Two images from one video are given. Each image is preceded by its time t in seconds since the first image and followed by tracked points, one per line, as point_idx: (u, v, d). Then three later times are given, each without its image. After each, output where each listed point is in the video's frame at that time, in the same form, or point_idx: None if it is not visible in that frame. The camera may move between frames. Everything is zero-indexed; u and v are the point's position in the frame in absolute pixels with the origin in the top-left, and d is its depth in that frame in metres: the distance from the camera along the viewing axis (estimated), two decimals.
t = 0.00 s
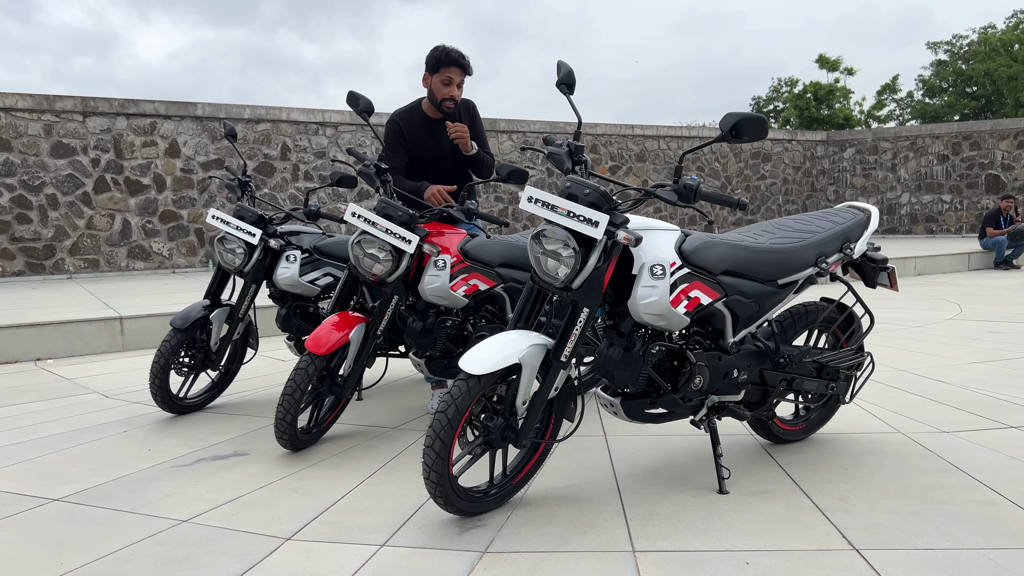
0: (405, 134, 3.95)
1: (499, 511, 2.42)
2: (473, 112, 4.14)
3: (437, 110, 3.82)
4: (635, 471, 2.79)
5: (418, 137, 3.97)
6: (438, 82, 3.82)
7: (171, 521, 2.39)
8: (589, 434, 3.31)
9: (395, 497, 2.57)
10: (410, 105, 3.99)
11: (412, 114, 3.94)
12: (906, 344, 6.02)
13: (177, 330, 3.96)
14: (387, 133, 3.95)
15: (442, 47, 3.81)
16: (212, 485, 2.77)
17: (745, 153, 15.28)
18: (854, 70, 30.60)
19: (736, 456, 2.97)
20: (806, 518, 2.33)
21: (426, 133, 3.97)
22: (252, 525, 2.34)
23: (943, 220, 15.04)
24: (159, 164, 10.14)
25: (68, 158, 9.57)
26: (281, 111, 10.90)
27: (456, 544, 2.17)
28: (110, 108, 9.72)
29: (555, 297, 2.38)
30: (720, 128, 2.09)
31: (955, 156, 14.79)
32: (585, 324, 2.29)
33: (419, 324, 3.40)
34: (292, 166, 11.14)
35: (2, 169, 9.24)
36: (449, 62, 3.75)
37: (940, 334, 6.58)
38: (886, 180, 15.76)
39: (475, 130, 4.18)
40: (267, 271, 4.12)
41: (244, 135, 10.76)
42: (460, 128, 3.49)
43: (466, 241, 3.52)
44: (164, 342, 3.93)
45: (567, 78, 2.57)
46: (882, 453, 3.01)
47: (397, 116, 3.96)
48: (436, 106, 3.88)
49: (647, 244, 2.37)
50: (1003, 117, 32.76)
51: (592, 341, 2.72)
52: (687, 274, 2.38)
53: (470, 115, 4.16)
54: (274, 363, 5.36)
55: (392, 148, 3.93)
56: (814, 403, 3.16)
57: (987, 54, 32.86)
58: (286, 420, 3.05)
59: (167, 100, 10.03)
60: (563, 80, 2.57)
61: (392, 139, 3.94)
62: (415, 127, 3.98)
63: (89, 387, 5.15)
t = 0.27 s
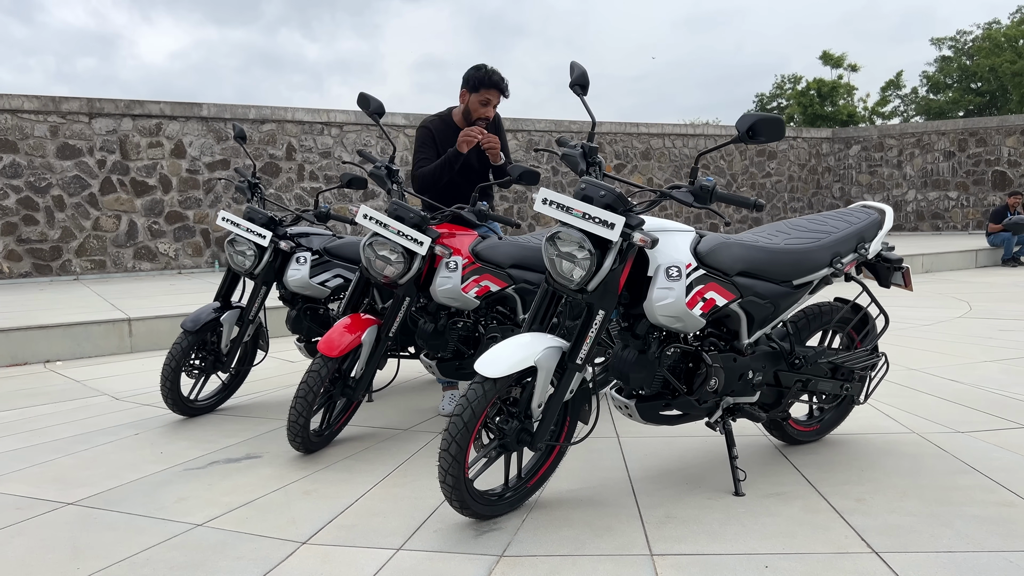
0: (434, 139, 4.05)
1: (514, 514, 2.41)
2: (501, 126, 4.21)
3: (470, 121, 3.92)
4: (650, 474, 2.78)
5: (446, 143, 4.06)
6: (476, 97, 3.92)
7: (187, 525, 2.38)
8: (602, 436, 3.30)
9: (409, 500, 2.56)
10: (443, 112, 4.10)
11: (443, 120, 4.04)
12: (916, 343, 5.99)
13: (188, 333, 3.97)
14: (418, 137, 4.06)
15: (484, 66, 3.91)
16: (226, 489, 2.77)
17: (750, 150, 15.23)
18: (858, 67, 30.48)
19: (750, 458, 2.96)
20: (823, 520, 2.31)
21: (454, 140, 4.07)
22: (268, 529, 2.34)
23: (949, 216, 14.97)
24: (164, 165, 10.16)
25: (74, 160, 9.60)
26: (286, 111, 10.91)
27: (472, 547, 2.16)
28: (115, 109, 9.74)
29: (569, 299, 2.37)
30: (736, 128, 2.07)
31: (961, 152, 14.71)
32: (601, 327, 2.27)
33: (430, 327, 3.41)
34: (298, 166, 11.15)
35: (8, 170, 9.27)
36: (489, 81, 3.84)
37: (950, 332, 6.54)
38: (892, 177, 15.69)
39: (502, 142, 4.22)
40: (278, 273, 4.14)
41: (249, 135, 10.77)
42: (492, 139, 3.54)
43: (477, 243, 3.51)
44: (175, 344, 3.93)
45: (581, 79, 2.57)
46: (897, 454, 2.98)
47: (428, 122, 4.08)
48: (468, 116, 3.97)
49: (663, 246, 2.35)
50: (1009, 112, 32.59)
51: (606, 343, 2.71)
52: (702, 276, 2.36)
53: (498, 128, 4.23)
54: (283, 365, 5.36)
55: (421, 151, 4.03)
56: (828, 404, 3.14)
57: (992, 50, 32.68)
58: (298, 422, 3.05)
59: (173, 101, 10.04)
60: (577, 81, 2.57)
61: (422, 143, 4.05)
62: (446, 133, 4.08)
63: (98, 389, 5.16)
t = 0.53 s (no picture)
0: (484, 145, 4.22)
1: (532, 518, 2.41)
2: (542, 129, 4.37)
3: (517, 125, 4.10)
4: (666, 477, 2.77)
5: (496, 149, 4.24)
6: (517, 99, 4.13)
7: (203, 529, 2.38)
8: (617, 438, 3.29)
9: (426, 503, 2.56)
10: (491, 119, 4.30)
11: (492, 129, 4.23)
12: (929, 342, 5.94)
13: (202, 335, 3.98)
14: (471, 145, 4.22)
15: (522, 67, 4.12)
16: (241, 492, 2.76)
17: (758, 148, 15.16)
18: (865, 63, 30.30)
19: (767, 460, 2.94)
20: (844, 523, 2.28)
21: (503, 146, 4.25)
22: (285, 533, 2.34)
23: (959, 213, 14.85)
24: (173, 165, 10.20)
25: (83, 160, 9.65)
26: (294, 111, 10.93)
27: (491, 551, 2.15)
28: (124, 110, 9.78)
29: (586, 302, 2.36)
30: (756, 129, 2.06)
31: (971, 149, 14.58)
32: (618, 330, 2.26)
33: (444, 328, 3.40)
34: (306, 166, 11.18)
35: (18, 171, 9.32)
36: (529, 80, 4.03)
37: (963, 331, 6.49)
38: (901, 174, 15.57)
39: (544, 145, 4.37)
40: (290, 274, 4.15)
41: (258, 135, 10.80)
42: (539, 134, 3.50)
43: (491, 244, 3.50)
44: (188, 346, 3.94)
45: (597, 80, 2.55)
46: (916, 454, 2.95)
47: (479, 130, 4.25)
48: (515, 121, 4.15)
49: (681, 247, 2.33)
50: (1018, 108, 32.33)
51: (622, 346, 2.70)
52: (720, 277, 2.35)
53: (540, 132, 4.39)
54: (294, 366, 5.37)
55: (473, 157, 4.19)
56: (845, 405, 3.12)
57: (1000, 45, 32.42)
58: (314, 425, 3.06)
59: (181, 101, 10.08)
60: (593, 82, 2.54)
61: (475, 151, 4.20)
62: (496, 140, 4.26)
63: (111, 391, 5.19)
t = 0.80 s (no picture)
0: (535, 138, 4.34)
1: (548, 522, 2.40)
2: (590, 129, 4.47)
3: (565, 115, 4.22)
4: (683, 481, 2.75)
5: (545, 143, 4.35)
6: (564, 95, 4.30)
7: (219, 533, 2.38)
8: (632, 442, 3.28)
9: (442, 508, 2.55)
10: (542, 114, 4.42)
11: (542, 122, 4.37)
12: (945, 342, 5.88)
13: (215, 337, 3.99)
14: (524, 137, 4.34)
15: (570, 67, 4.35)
16: (256, 496, 2.76)
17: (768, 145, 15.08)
18: (876, 59, 30.07)
19: (784, 464, 2.91)
20: (864, 528, 2.25)
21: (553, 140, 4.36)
22: (301, 538, 2.33)
23: (971, 211, 14.72)
24: (183, 165, 10.24)
25: (94, 161, 9.70)
26: (304, 111, 10.96)
27: (508, 557, 2.14)
28: (135, 110, 9.83)
29: (603, 305, 2.34)
30: (775, 131, 2.04)
31: (983, 146, 14.45)
32: (636, 334, 2.24)
33: (457, 330, 3.39)
34: (316, 165, 11.20)
35: (30, 172, 9.38)
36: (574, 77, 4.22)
37: (979, 331, 6.42)
38: (912, 171, 15.45)
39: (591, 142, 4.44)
40: (303, 276, 4.16)
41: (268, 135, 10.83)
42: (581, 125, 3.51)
43: (504, 246, 3.50)
44: (201, 348, 3.95)
45: (613, 82, 2.52)
46: (935, 457, 2.91)
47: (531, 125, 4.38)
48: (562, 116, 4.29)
49: (698, 250, 2.31)
50: None
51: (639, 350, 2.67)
52: (738, 281, 2.33)
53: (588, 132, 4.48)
54: (306, 367, 5.38)
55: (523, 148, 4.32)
56: (863, 408, 3.08)
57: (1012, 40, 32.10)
58: (328, 428, 3.06)
59: (192, 101, 10.12)
60: (609, 84, 2.52)
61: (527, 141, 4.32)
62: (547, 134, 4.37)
63: (124, 392, 5.21)
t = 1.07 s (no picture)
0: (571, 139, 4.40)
1: (560, 529, 2.38)
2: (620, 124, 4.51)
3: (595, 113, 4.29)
4: (696, 487, 2.74)
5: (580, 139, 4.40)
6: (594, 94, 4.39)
7: (231, 539, 2.39)
8: (644, 447, 3.26)
9: (453, 514, 2.54)
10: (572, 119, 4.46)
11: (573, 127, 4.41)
12: (960, 344, 5.82)
13: (226, 341, 4.00)
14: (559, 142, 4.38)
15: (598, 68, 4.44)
16: (267, 501, 2.77)
17: (780, 144, 15.00)
18: (887, 56, 29.83)
19: (797, 470, 2.88)
20: (879, 537, 2.22)
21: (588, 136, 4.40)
22: (312, 544, 2.33)
23: (985, 209, 14.57)
24: (195, 166, 10.30)
25: (107, 162, 9.77)
26: (314, 112, 11.00)
27: (519, 565, 2.13)
28: (147, 111, 9.88)
29: (615, 312, 2.32)
30: (789, 137, 2.01)
31: (997, 144, 14.30)
32: (648, 340, 2.23)
33: (468, 334, 3.38)
34: (326, 166, 11.23)
35: (44, 174, 9.46)
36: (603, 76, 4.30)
37: (995, 332, 6.35)
38: (925, 170, 15.31)
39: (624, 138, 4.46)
40: (314, 279, 4.19)
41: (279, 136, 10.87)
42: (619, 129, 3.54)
43: (515, 249, 3.50)
44: (213, 352, 3.97)
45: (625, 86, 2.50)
46: (951, 463, 2.87)
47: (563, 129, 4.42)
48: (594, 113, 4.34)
49: (711, 256, 2.29)
50: None
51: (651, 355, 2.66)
52: (752, 287, 2.31)
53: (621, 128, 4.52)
54: (317, 369, 5.39)
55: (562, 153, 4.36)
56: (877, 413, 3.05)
57: None
58: (339, 433, 3.06)
59: (203, 102, 10.17)
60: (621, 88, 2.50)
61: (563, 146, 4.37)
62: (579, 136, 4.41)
63: (136, 394, 5.24)
